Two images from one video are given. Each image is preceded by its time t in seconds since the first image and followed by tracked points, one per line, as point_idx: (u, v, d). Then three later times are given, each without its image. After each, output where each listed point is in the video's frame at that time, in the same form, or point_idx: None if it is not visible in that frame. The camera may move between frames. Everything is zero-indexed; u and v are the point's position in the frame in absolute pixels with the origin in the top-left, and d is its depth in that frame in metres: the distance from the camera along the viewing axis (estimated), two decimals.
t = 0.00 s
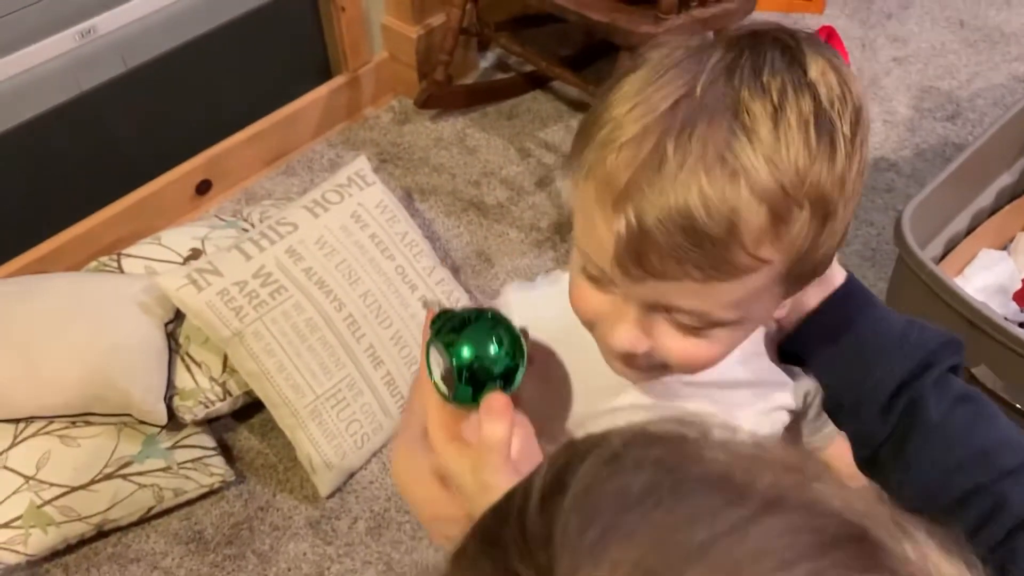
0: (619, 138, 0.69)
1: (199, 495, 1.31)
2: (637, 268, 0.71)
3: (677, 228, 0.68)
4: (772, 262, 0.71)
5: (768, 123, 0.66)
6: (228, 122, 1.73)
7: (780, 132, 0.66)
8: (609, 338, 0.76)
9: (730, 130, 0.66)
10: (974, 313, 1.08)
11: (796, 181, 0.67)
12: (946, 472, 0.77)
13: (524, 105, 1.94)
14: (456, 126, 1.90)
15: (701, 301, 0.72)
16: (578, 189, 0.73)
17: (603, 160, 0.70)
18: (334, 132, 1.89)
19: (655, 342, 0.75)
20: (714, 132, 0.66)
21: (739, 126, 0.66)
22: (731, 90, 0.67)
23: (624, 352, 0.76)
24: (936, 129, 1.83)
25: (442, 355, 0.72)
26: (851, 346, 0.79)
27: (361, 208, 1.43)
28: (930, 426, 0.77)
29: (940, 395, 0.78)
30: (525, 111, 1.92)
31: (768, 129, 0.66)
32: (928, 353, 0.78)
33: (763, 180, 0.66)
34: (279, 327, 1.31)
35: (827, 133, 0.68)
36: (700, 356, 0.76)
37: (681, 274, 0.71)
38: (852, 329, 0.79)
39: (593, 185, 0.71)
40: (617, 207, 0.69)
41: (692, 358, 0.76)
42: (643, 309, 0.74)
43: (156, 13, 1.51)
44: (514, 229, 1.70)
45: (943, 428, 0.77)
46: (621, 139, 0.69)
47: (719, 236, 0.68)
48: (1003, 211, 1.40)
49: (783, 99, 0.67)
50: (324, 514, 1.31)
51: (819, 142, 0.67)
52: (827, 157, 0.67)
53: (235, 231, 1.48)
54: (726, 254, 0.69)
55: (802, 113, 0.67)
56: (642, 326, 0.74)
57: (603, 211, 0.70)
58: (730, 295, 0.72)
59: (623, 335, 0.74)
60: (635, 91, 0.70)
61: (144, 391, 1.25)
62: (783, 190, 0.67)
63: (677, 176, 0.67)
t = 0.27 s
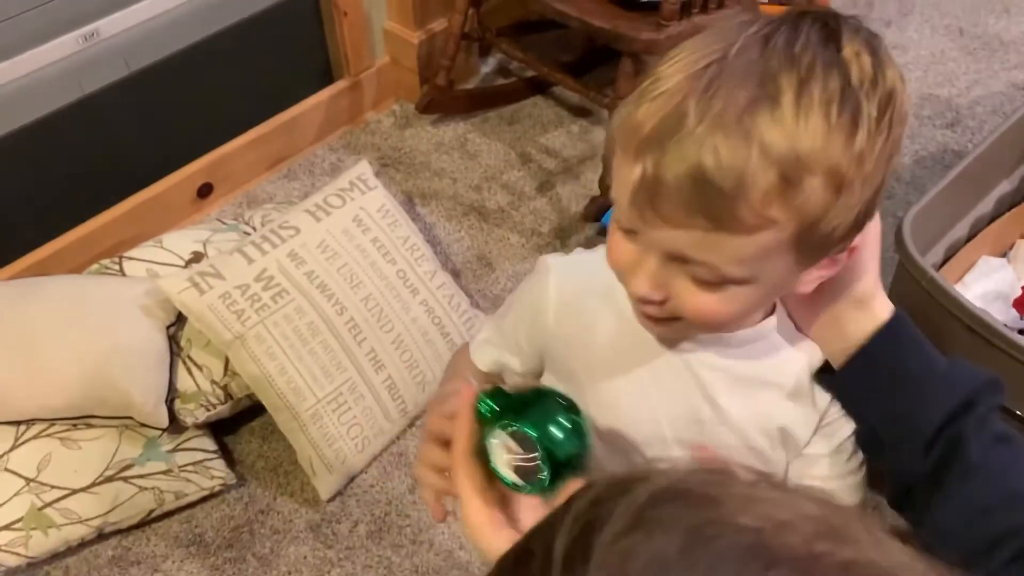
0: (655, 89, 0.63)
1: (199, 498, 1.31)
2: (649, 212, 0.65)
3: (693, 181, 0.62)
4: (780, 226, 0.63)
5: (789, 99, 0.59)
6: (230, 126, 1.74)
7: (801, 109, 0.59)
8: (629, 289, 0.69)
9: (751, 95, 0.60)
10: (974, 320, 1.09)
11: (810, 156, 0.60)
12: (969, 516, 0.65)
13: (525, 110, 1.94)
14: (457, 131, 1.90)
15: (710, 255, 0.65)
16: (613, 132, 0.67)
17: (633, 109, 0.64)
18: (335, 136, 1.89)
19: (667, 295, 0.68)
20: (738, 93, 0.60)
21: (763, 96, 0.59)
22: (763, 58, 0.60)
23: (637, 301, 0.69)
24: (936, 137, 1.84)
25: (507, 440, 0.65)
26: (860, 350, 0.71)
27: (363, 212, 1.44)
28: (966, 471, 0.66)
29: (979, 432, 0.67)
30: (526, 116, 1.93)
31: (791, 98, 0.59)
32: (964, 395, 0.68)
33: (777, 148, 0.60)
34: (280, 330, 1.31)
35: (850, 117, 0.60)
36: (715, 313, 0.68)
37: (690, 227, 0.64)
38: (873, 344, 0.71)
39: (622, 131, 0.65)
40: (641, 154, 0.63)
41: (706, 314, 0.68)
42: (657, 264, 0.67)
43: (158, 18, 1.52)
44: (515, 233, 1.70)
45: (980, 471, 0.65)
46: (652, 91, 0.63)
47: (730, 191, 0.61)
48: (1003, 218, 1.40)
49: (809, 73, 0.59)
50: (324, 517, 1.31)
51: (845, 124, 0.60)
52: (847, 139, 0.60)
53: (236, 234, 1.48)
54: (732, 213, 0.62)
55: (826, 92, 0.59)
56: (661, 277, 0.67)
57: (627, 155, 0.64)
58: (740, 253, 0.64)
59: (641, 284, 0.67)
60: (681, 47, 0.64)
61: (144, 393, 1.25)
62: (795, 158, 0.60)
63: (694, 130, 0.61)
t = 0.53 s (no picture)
0: (690, 84, 0.61)
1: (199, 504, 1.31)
2: (705, 205, 0.61)
3: (751, 167, 0.60)
4: (832, 204, 0.62)
5: (830, 74, 0.58)
6: (230, 132, 1.74)
7: (841, 85, 0.58)
8: (673, 285, 0.66)
9: (795, 76, 0.59)
10: (971, 327, 1.09)
11: (858, 132, 0.59)
12: None
13: (524, 117, 1.95)
14: (456, 137, 1.91)
15: (764, 241, 0.62)
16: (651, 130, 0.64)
17: (676, 99, 0.62)
18: (334, 142, 1.90)
19: (714, 287, 0.65)
20: (785, 76, 0.59)
21: (806, 77, 0.58)
22: (798, 42, 0.59)
23: (680, 297, 0.66)
24: (932, 144, 1.85)
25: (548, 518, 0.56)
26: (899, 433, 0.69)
27: (363, 218, 1.44)
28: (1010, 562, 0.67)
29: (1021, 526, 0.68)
30: (525, 123, 1.93)
31: (831, 77, 0.58)
32: (985, 481, 0.68)
33: (829, 127, 0.58)
34: (280, 336, 1.31)
35: (883, 90, 0.60)
36: (759, 298, 0.65)
37: (749, 214, 0.61)
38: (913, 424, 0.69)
39: (664, 124, 0.62)
40: (694, 145, 0.61)
41: (754, 303, 0.65)
42: (705, 257, 0.64)
43: (159, 23, 1.52)
44: (513, 240, 1.70)
45: None
46: (694, 84, 0.61)
47: (789, 171, 0.59)
48: (1000, 225, 1.41)
49: (844, 51, 0.59)
50: (323, 523, 1.31)
51: (881, 99, 0.59)
52: (883, 115, 0.60)
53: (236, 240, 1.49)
54: (788, 196, 0.60)
55: (861, 71, 0.59)
56: (708, 268, 0.64)
57: (677, 149, 0.62)
58: (795, 234, 0.62)
59: (691, 276, 0.64)
60: (708, 43, 0.62)
61: (144, 398, 1.24)
62: (846, 134, 0.59)
63: (749, 114, 0.59)
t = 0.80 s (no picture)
0: (643, 91, 0.57)
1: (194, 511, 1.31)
2: (679, 208, 0.57)
3: (724, 161, 0.55)
4: (805, 189, 0.57)
5: (780, 61, 0.55)
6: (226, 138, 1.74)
7: (791, 69, 0.55)
8: (651, 299, 0.61)
9: (745, 66, 0.55)
10: (966, 334, 1.09)
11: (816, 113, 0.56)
12: None
13: (520, 123, 1.95)
14: (452, 143, 1.91)
15: (741, 238, 0.58)
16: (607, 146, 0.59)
17: (630, 105, 0.58)
18: (330, 148, 1.90)
19: (696, 296, 0.61)
20: (741, 69, 0.55)
21: (760, 66, 0.55)
22: (742, 36, 0.56)
23: (660, 312, 0.62)
24: (927, 149, 1.85)
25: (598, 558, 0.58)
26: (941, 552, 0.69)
27: (359, 224, 1.44)
28: None
29: None
30: (520, 128, 1.93)
31: (781, 61, 0.55)
32: None
33: (792, 111, 0.55)
34: (276, 342, 1.31)
35: (831, 77, 0.57)
36: (739, 297, 0.61)
37: (727, 209, 0.57)
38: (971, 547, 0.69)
39: (622, 132, 0.58)
40: (662, 146, 0.56)
41: (735, 302, 0.61)
42: (684, 265, 0.59)
43: (157, 28, 1.51)
44: (509, 245, 1.70)
45: None
46: (646, 91, 0.57)
47: (762, 159, 0.55)
48: (994, 232, 1.41)
49: (789, 37, 0.56)
50: (319, 529, 1.31)
51: (831, 83, 0.57)
52: (838, 98, 0.57)
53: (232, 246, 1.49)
54: (763, 188, 0.56)
55: (807, 57, 0.56)
56: (687, 277, 0.60)
57: (643, 154, 0.57)
58: (773, 225, 0.58)
59: (670, 286, 0.60)
60: (645, 55, 0.58)
61: (139, 406, 1.25)
62: (807, 116, 0.55)
63: (711, 107, 0.55)
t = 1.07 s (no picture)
0: (556, 107, 0.58)
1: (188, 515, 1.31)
2: (606, 225, 0.57)
3: (646, 172, 0.56)
4: (728, 192, 0.58)
5: (691, 68, 0.57)
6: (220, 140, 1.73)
7: (704, 74, 0.57)
8: (591, 318, 0.61)
9: (659, 75, 0.56)
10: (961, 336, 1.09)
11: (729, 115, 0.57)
12: None
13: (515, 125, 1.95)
14: (446, 145, 1.91)
15: (673, 247, 0.58)
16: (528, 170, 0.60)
17: (546, 123, 0.58)
18: (324, 150, 1.89)
19: (635, 310, 0.61)
20: (654, 79, 0.56)
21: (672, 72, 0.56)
22: (652, 44, 0.57)
23: (602, 329, 0.62)
24: (921, 151, 1.86)
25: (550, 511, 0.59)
26: None
27: (354, 227, 1.44)
28: None
29: None
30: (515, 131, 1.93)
31: (690, 66, 0.57)
32: None
33: (706, 116, 0.56)
34: (270, 345, 1.30)
35: (741, 77, 0.58)
36: (676, 307, 0.62)
37: (654, 221, 0.57)
38: None
39: (541, 150, 0.58)
40: (581, 164, 0.56)
41: (671, 312, 0.62)
42: (619, 281, 0.60)
43: (149, 30, 1.51)
44: (504, 248, 1.70)
45: None
46: (560, 107, 0.57)
47: (682, 168, 0.56)
48: (988, 233, 1.42)
49: (694, 41, 0.58)
50: (314, 533, 1.31)
51: (742, 83, 0.58)
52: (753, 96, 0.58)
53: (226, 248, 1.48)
54: (688, 194, 0.57)
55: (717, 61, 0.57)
56: (625, 294, 0.60)
57: (563, 173, 0.57)
58: (702, 230, 0.58)
59: (608, 303, 0.60)
60: (556, 71, 0.59)
61: (134, 411, 1.25)
62: (722, 119, 0.57)
63: (625, 120, 0.56)
